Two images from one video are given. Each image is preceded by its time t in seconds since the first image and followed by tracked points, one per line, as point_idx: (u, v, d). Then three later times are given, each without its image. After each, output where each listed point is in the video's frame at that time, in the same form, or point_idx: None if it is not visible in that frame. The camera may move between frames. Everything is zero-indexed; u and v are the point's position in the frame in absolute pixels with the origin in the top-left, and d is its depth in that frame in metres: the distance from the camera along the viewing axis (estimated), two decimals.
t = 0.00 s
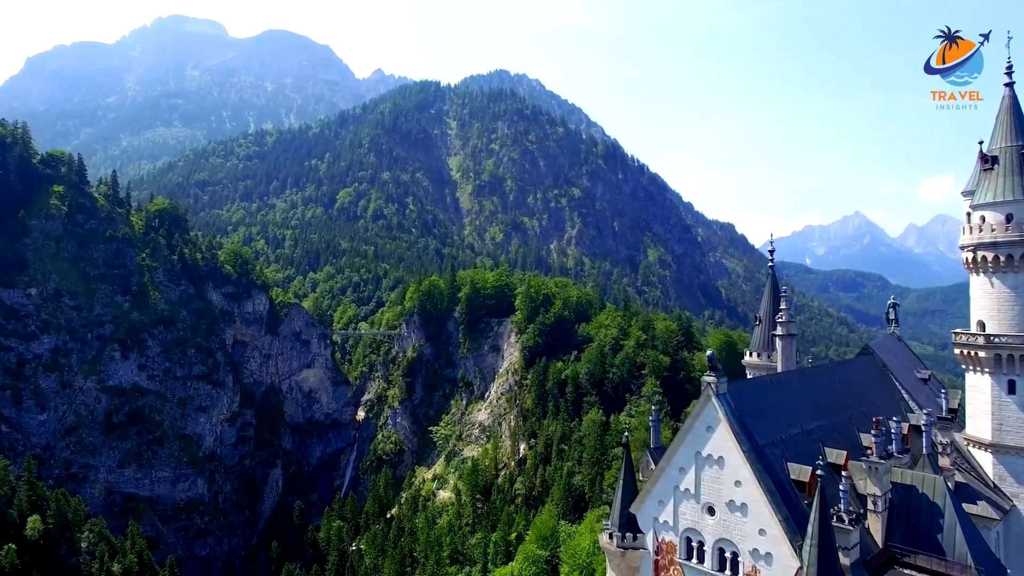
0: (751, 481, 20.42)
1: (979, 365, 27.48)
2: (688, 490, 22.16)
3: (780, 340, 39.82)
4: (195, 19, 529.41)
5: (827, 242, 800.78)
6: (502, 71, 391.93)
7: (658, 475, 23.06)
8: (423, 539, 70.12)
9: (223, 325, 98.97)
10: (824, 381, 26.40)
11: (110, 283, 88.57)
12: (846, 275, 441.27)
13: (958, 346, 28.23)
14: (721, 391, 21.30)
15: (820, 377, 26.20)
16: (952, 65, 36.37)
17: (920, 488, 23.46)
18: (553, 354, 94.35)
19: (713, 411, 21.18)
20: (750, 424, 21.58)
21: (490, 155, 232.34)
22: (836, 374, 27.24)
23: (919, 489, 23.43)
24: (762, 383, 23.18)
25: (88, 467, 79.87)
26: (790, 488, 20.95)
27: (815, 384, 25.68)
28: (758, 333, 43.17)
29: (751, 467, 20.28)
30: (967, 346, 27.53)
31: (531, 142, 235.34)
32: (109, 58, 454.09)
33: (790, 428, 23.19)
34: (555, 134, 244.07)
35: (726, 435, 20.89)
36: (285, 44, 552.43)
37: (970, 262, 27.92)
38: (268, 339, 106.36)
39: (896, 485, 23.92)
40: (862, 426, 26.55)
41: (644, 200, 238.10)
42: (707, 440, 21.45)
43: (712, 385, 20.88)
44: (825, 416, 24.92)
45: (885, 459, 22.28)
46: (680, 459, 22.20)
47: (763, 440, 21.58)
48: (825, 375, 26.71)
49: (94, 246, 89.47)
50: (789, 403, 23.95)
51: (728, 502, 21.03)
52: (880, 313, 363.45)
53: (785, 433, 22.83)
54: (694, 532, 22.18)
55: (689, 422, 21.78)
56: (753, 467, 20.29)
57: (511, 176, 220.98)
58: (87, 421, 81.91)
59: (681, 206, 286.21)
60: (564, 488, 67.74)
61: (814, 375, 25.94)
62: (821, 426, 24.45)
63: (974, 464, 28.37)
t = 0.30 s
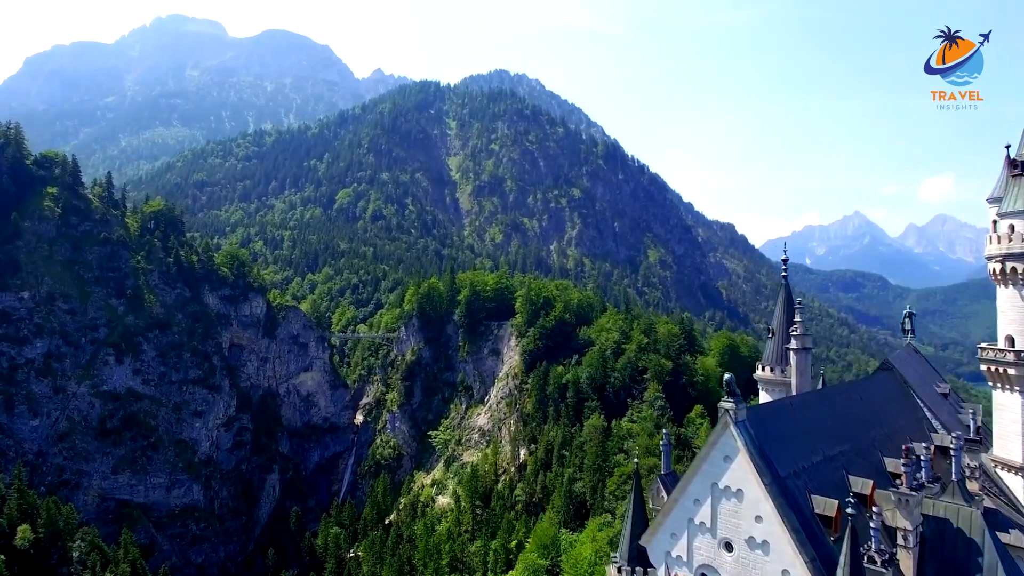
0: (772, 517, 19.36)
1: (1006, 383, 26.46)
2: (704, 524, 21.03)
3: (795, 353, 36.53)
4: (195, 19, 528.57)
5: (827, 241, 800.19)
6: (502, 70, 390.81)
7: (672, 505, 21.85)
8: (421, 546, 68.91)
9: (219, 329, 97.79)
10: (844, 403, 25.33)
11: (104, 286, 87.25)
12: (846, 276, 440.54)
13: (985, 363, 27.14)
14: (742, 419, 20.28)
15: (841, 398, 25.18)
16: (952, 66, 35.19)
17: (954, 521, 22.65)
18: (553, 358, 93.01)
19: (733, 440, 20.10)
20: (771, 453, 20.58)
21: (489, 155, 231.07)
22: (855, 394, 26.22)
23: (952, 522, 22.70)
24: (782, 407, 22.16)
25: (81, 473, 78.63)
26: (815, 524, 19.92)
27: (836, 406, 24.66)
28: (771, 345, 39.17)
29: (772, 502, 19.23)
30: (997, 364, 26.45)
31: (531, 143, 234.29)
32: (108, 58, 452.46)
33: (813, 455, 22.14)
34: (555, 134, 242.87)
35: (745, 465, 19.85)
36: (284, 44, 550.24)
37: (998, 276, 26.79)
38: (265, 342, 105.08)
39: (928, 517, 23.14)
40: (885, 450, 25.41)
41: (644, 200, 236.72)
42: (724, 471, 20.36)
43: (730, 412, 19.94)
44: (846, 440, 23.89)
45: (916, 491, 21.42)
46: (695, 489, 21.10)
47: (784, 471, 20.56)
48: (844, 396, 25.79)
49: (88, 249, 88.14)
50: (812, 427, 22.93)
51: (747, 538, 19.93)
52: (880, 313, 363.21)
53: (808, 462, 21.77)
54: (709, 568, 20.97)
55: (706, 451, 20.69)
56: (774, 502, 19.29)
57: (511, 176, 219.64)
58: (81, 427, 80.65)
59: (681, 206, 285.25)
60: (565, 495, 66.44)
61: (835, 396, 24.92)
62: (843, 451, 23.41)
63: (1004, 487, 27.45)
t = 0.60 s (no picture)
0: (794, 550, 18.43)
1: None
2: (719, 555, 20.05)
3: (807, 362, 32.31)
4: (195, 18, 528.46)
5: (827, 241, 799.98)
6: (502, 70, 389.77)
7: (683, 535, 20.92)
8: (419, 553, 67.87)
9: (216, 331, 96.72)
10: (861, 422, 24.52)
11: (100, 288, 86.14)
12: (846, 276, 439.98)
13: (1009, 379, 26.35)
14: (761, 445, 19.43)
15: (857, 418, 24.35)
16: (953, 66, 34.25)
17: (989, 553, 21.76)
18: (554, 361, 91.90)
19: (751, 468, 19.23)
20: (792, 479, 19.75)
21: (489, 155, 229.95)
22: (872, 412, 25.40)
23: (988, 554, 21.76)
24: (799, 428, 21.32)
25: (75, 479, 77.57)
26: (837, 555, 19.03)
27: (853, 426, 23.87)
28: (782, 356, 35.48)
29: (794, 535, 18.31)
30: (1019, 378, 25.64)
31: (531, 143, 233.38)
32: (107, 57, 451.09)
33: (833, 480, 21.30)
34: (555, 134, 241.92)
35: (765, 496, 18.92)
36: (284, 43, 548.53)
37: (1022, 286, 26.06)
38: (263, 345, 103.97)
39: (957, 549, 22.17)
40: (902, 472, 24.56)
41: (645, 201, 235.55)
42: (742, 500, 19.45)
43: (748, 439, 19.05)
44: (865, 463, 23.05)
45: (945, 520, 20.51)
46: (708, 519, 20.11)
47: (806, 500, 19.70)
48: (861, 415, 24.98)
49: (83, 251, 86.99)
50: (831, 449, 22.10)
51: (766, 571, 18.99)
52: (879, 313, 363.06)
53: (829, 489, 20.92)
54: None
55: (721, 479, 19.80)
56: (794, 534, 18.42)
57: (511, 176, 218.61)
58: (75, 431, 79.64)
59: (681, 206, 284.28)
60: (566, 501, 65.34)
61: (852, 416, 24.10)
62: (863, 475, 22.58)
63: None
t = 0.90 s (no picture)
0: None
1: None
2: None
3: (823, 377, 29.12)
4: (194, 18, 527.34)
5: (827, 241, 799.38)
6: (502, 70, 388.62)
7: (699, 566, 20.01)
8: (418, 560, 66.71)
9: (213, 334, 95.74)
10: (884, 444, 23.60)
11: (95, 291, 85.07)
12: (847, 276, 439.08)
13: None
14: (782, 476, 18.51)
15: (879, 439, 23.41)
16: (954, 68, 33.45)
17: None
18: (555, 365, 90.79)
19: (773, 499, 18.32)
20: (817, 513, 18.81)
21: (489, 156, 228.80)
22: (894, 432, 24.49)
23: None
24: (823, 455, 20.34)
25: (69, 485, 76.51)
26: None
27: (876, 448, 22.92)
28: (795, 369, 34.50)
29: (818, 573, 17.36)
30: None
31: (531, 143, 232.39)
32: (105, 57, 449.13)
33: (859, 511, 20.35)
34: (555, 134, 240.87)
35: (787, 530, 18.02)
36: (283, 43, 547.15)
37: None
38: (260, 347, 102.99)
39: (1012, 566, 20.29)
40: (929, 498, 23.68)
41: (645, 201, 234.10)
42: (763, 534, 18.56)
43: (767, 469, 18.14)
44: (891, 489, 22.14)
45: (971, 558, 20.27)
46: (726, 553, 19.24)
47: (831, 535, 18.76)
48: (885, 436, 24.07)
49: (78, 253, 85.96)
50: (856, 476, 21.14)
51: None
52: (880, 313, 362.48)
53: (854, 521, 19.98)
54: None
55: (739, 510, 18.95)
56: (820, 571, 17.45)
57: (511, 177, 217.52)
58: (69, 436, 78.55)
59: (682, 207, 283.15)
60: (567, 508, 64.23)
61: (874, 437, 23.16)
62: (888, 502, 21.65)
63: None
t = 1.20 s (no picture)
0: None
1: None
2: None
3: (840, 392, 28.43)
4: (194, 18, 526.56)
5: (828, 241, 798.11)
6: (502, 70, 387.42)
7: None
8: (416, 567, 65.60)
9: (210, 337, 94.60)
10: (909, 469, 22.61)
11: (90, 294, 83.96)
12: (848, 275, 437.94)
13: None
14: (807, 509, 17.62)
15: (904, 464, 22.40)
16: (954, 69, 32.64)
17: None
18: (555, 368, 89.73)
19: (798, 534, 17.42)
20: (845, 550, 17.78)
21: (489, 156, 227.66)
22: (919, 456, 23.48)
23: None
24: (847, 485, 19.40)
25: (63, 490, 75.68)
26: None
27: (901, 473, 21.92)
28: (809, 384, 33.60)
29: None
30: None
31: (531, 143, 231.33)
32: (105, 57, 447.89)
33: (889, 545, 19.29)
34: (556, 134, 239.78)
35: (815, 570, 17.10)
36: (284, 43, 546.51)
37: None
38: (258, 350, 101.88)
39: None
40: (959, 526, 22.66)
41: (646, 202, 232.74)
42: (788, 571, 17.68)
43: (793, 503, 17.26)
44: (919, 519, 21.12)
45: None
46: None
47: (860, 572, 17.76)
48: (910, 460, 23.08)
49: (73, 255, 84.86)
50: (883, 505, 20.15)
51: None
52: (881, 313, 361.42)
53: (884, 556, 18.93)
54: None
55: (759, 545, 18.19)
56: None
57: (511, 177, 216.48)
58: (62, 441, 77.70)
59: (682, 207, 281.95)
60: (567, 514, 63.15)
61: (899, 462, 22.19)
62: (917, 533, 20.60)
63: None
